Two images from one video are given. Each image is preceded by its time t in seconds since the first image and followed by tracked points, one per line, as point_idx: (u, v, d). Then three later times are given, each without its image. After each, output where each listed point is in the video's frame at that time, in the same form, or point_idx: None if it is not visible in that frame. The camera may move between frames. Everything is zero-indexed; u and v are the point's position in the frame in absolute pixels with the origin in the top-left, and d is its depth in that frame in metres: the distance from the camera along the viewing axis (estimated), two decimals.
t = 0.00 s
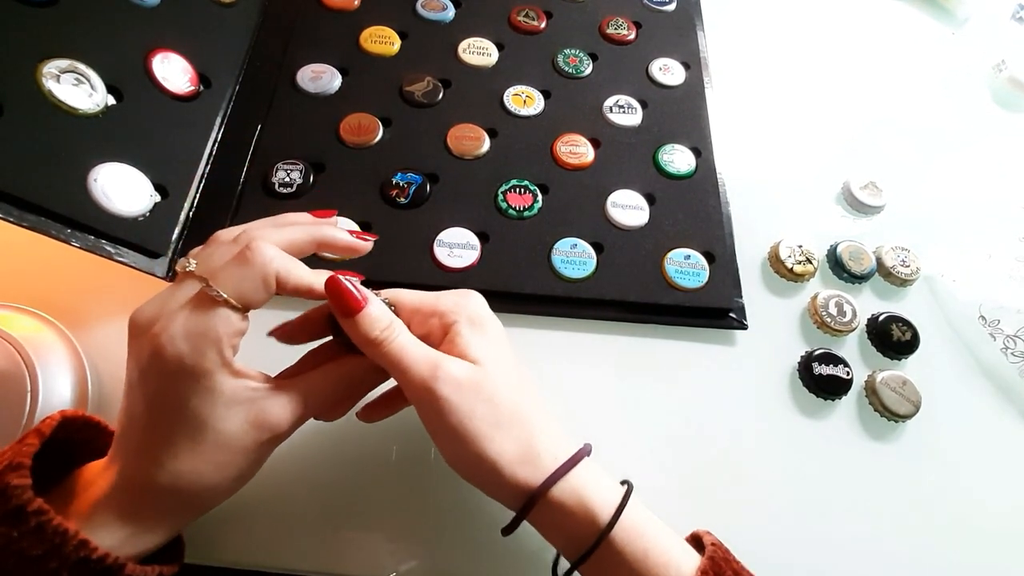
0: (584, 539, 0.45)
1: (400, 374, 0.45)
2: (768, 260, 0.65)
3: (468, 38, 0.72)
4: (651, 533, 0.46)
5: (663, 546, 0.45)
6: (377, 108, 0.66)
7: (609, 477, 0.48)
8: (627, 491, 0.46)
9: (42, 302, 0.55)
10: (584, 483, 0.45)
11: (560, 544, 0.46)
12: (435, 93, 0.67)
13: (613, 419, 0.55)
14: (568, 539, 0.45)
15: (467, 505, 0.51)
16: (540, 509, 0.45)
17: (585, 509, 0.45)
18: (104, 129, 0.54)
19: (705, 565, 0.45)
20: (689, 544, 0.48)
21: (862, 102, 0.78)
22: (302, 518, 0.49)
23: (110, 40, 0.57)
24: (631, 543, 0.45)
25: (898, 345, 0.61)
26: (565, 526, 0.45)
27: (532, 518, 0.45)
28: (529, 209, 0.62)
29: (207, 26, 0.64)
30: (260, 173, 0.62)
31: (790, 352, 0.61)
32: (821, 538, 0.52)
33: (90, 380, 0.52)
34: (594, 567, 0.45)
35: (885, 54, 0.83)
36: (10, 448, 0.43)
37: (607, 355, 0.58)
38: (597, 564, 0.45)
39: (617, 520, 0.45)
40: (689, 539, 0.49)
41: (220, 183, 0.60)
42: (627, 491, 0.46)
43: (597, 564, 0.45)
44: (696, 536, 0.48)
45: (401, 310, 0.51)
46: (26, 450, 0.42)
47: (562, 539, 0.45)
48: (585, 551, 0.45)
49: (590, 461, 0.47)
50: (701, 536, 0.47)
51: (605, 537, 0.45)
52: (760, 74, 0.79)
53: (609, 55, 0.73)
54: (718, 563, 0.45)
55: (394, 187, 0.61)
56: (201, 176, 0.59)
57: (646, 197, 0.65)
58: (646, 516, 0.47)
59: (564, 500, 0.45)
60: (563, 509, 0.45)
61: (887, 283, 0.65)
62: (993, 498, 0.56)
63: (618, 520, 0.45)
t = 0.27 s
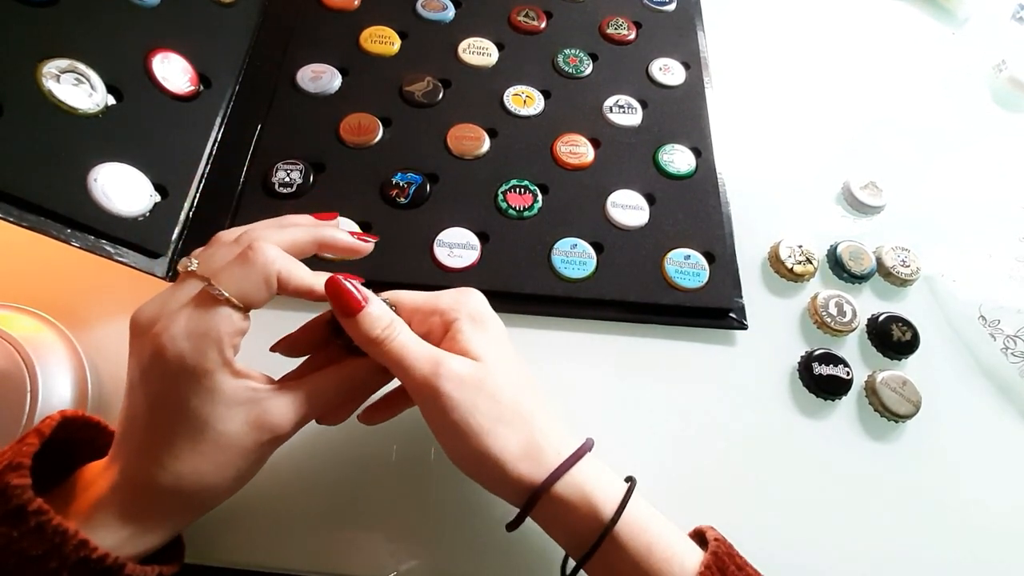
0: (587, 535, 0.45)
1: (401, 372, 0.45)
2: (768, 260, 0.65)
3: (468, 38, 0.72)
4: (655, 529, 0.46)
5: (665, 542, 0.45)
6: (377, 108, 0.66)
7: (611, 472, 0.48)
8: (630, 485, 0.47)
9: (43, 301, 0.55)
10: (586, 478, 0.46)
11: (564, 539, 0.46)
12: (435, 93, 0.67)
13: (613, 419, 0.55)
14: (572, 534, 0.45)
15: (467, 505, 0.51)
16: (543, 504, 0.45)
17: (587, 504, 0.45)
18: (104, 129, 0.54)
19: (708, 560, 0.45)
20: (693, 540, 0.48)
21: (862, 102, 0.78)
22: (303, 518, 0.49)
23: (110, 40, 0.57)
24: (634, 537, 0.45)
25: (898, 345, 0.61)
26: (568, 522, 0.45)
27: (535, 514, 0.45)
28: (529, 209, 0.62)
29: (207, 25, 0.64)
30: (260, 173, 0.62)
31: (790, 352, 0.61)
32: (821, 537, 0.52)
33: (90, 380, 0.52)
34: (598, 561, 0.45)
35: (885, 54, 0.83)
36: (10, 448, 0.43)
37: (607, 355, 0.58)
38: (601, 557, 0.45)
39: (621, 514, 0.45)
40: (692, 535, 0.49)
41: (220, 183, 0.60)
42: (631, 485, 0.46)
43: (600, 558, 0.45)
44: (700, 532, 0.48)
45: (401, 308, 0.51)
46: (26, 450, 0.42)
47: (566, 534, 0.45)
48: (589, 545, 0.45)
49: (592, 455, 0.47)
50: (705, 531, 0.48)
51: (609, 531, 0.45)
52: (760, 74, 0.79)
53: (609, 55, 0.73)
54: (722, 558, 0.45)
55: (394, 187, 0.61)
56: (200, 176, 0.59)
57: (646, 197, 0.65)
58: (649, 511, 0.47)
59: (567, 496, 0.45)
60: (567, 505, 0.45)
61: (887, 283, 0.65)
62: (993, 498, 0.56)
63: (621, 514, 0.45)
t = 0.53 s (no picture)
0: (587, 534, 0.45)
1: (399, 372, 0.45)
2: (768, 260, 0.65)
3: (468, 38, 0.72)
4: (654, 529, 0.46)
5: (664, 541, 0.45)
6: (377, 108, 0.66)
7: (610, 472, 0.48)
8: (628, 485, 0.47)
9: (43, 301, 0.55)
10: (585, 478, 0.46)
11: (564, 540, 0.46)
12: (435, 93, 0.67)
13: (613, 419, 0.55)
14: (572, 534, 0.45)
15: (467, 506, 0.51)
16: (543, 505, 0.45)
17: (587, 504, 0.45)
18: (104, 129, 0.54)
19: (707, 559, 0.45)
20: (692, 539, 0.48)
21: (862, 102, 0.78)
22: (303, 518, 0.49)
23: (110, 40, 0.57)
24: (633, 537, 0.45)
25: (898, 345, 0.61)
26: (567, 522, 0.45)
27: (535, 514, 0.45)
28: (529, 209, 0.62)
29: (207, 25, 0.64)
30: (260, 173, 0.62)
31: (790, 352, 0.61)
32: (821, 538, 0.52)
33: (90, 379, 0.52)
34: (597, 560, 0.45)
35: (885, 54, 0.83)
36: (10, 448, 0.43)
37: (607, 355, 0.58)
38: (601, 557, 0.45)
39: (620, 514, 0.45)
40: (690, 534, 0.49)
41: (220, 183, 0.60)
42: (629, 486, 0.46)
43: (600, 558, 0.45)
44: (699, 530, 0.48)
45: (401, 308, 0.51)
46: (27, 450, 0.42)
47: (566, 534, 0.45)
48: (589, 546, 0.45)
49: (591, 455, 0.47)
50: (704, 530, 0.48)
51: (608, 531, 0.45)
52: (760, 74, 0.79)
53: (610, 55, 0.73)
54: (720, 556, 0.45)
55: (394, 187, 0.61)
56: (201, 176, 0.59)
57: (646, 197, 0.65)
58: (648, 510, 0.47)
59: (566, 496, 0.45)
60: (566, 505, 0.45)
61: (888, 283, 0.65)
62: (993, 498, 0.56)
63: (621, 514, 0.45)
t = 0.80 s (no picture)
0: (586, 536, 0.45)
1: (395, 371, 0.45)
2: (768, 260, 0.65)
3: (468, 38, 0.72)
4: (653, 531, 0.46)
5: (662, 541, 0.45)
6: (377, 108, 0.66)
7: (608, 473, 0.48)
8: (625, 487, 0.47)
9: (43, 301, 0.55)
10: (584, 480, 0.46)
11: (564, 542, 0.46)
12: (435, 93, 0.67)
13: (613, 419, 0.55)
14: (572, 537, 0.45)
15: (467, 506, 0.51)
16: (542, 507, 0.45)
17: (586, 507, 0.45)
18: (104, 129, 0.54)
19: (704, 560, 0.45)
20: (690, 540, 0.48)
21: (862, 102, 0.78)
22: (303, 517, 0.49)
23: (110, 40, 0.57)
24: (631, 539, 0.45)
25: (899, 345, 0.61)
26: (566, 524, 0.45)
27: (534, 516, 0.45)
28: (529, 209, 0.62)
29: (207, 25, 0.64)
30: (260, 173, 0.62)
31: (790, 352, 0.61)
32: (821, 538, 0.52)
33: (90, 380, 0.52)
34: (597, 564, 0.45)
35: (885, 55, 0.83)
36: (10, 448, 0.43)
37: (607, 355, 0.58)
38: (600, 560, 0.45)
39: (618, 516, 0.45)
40: (689, 535, 0.49)
41: (220, 183, 0.60)
42: (626, 488, 0.46)
43: (600, 561, 0.45)
44: (697, 532, 0.48)
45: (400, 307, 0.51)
46: (27, 449, 0.42)
47: (566, 536, 0.45)
48: (588, 547, 0.45)
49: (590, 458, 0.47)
50: (702, 531, 0.48)
51: (607, 533, 0.45)
52: (760, 74, 0.79)
53: (610, 55, 0.73)
54: (718, 558, 0.45)
55: (394, 187, 0.61)
56: (201, 176, 0.59)
57: (646, 197, 0.65)
58: (645, 511, 0.47)
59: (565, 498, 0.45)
60: (566, 509, 0.45)
61: (888, 283, 0.65)
62: (992, 499, 0.56)
63: (619, 516, 0.45)
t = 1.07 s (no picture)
0: (584, 525, 0.45)
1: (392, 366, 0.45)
2: (768, 260, 0.65)
3: (468, 38, 0.72)
4: (651, 518, 0.46)
5: (661, 530, 0.45)
6: (377, 108, 0.66)
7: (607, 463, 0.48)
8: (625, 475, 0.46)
9: (43, 301, 0.55)
10: (583, 468, 0.46)
11: (564, 531, 0.46)
12: (435, 93, 0.67)
13: (613, 419, 0.55)
14: (572, 526, 0.45)
15: (467, 505, 0.51)
16: (542, 497, 0.45)
17: (585, 496, 0.45)
18: (104, 129, 0.54)
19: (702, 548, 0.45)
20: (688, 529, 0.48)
21: (863, 102, 0.78)
22: (303, 517, 0.49)
23: (110, 40, 0.57)
24: (631, 527, 0.45)
25: (899, 345, 0.61)
26: (566, 513, 0.45)
27: (535, 506, 0.46)
28: (529, 209, 0.62)
29: (207, 25, 0.64)
30: (260, 173, 0.62)
31: (790, 352, 0.61)
32: (821, 538, 0.52)
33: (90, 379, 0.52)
34: (598, 552, 0.45)
35: (885, 55, 0.83)
36: (10, 448, 0.43)
37: (607, 355, 0.58)
38: (602, 548, 0.45)
39: (616, 504, 0.45)
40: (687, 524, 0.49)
41: (220, 183, 0.60)
42: (625, 476, 0.46)
43: (601, 550, 0.45)
44: (696, 521, 0.48)
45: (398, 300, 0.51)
46: (27, 450, 0.42)
47: (566, 525, 0.45)
48: (587, 537, 0.45)
49: (590, 448, 0.48)
50: (700, 520, 0.48)
51: (606, 521, 0.45)
52: (761, 74, 0.79)
53: (610, 55, 0.73)
54: (716, 546, 0.45)
55: (394, 187, 0.61)
56: (201, 176, 0.58)
57: (647, 197, 0.65)
58: (644, 499, 0.47)
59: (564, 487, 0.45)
60: (565, 498, 0.45)
61: (888, 283, 0.65)
62: (993, 499, 0.56)
63: (618, 503, 0.45)
